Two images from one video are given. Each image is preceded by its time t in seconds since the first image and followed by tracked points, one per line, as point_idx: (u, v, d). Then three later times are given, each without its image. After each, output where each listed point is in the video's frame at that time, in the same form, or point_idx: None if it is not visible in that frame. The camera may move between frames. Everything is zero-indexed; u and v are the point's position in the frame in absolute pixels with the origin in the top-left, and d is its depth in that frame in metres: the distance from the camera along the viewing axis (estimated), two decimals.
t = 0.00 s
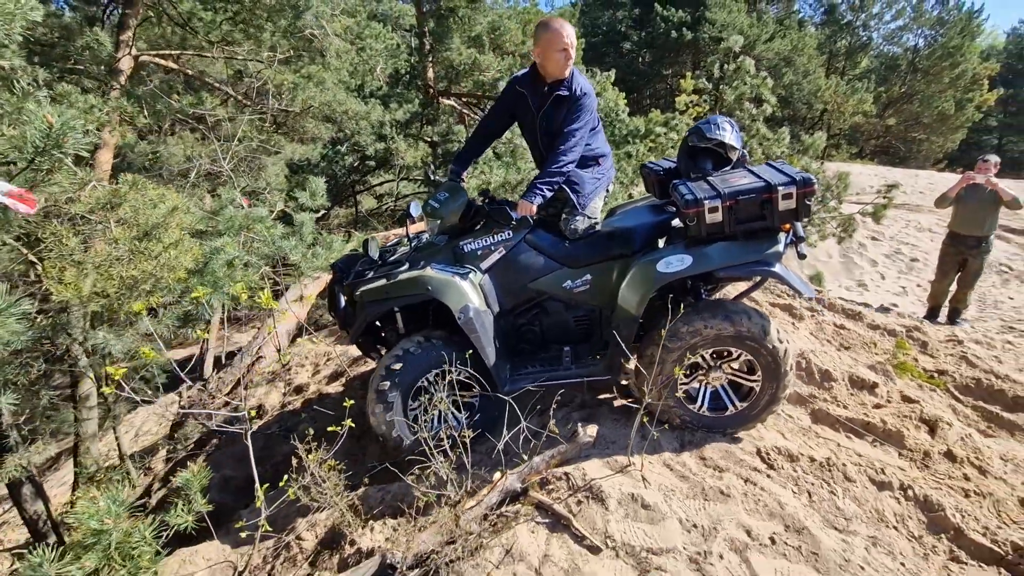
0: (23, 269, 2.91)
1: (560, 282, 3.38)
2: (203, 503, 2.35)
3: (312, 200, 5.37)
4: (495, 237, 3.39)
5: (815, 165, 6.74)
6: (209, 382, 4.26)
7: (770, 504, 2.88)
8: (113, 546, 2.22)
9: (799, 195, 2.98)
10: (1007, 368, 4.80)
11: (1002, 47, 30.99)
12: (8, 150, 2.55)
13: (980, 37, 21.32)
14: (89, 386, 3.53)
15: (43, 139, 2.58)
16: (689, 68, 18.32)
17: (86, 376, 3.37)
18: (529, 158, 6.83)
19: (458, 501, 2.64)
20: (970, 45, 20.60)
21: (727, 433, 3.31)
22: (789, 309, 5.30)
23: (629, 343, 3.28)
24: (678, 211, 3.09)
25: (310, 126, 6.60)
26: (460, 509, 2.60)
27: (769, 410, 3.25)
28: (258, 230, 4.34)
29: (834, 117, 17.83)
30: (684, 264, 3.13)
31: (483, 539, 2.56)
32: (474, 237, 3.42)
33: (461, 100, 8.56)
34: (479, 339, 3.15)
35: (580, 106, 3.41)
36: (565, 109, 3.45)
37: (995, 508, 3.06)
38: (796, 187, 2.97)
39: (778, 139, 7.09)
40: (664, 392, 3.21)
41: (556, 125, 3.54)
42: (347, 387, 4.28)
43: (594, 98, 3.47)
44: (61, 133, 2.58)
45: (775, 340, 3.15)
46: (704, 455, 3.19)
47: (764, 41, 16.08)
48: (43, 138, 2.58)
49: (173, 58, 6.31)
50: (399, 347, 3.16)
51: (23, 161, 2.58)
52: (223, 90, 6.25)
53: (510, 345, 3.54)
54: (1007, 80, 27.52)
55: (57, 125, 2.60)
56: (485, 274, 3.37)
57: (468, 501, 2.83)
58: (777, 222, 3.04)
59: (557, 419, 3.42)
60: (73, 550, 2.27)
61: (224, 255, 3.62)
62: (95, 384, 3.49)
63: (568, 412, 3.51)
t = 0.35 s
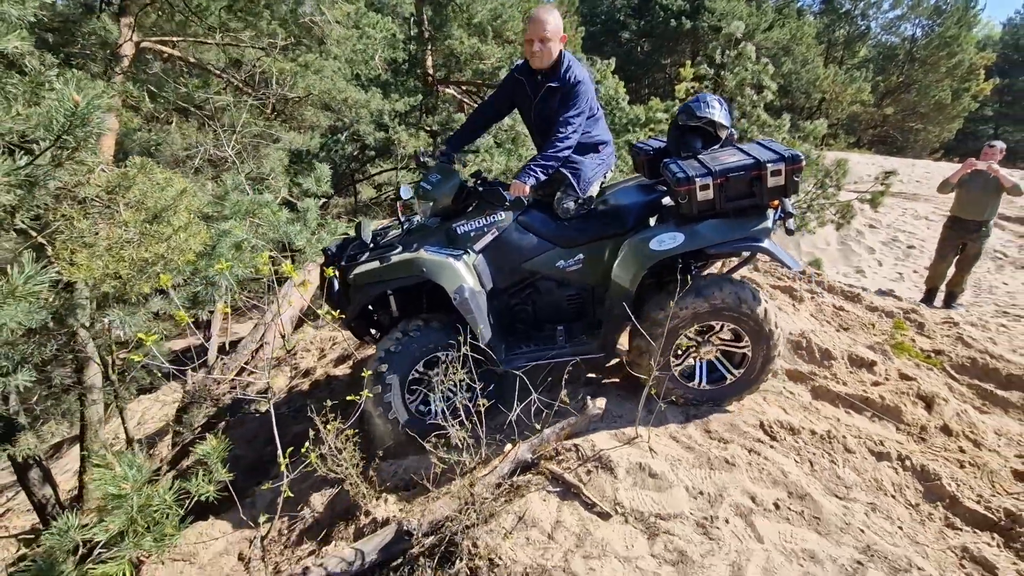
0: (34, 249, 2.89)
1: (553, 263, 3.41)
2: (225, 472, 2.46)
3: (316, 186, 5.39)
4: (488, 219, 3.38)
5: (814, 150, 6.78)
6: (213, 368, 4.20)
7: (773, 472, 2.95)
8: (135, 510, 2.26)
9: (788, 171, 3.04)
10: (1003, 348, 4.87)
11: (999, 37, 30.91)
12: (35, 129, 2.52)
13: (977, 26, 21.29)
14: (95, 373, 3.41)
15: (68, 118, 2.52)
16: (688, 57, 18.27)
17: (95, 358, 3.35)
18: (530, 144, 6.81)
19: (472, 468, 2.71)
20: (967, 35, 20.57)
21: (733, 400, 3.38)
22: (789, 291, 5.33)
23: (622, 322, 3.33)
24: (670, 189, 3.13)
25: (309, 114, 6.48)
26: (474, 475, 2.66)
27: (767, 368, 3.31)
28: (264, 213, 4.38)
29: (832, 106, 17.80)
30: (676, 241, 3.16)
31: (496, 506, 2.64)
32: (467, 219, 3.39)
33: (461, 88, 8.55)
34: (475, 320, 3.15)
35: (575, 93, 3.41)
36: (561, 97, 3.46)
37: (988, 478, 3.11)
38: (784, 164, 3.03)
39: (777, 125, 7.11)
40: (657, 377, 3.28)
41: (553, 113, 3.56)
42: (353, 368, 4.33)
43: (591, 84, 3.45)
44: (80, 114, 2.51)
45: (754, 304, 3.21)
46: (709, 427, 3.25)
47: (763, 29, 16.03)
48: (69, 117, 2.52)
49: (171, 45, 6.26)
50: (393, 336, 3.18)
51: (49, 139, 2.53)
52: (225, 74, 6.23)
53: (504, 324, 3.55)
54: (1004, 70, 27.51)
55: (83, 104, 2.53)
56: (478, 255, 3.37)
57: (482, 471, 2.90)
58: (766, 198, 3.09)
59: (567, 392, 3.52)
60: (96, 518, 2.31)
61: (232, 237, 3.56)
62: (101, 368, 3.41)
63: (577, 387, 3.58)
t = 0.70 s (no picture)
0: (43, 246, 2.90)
1: (539, 260, 3.42)
2: (237, 464, 2.50)
3: (320, 183, 5.42)
4: (473, 218, 3.42)
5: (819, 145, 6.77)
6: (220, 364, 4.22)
7: (775, 466, 2.98)
8: (153, 502, 2.30)
9: (768, 162, 3.06)
10: (1006, 344, 4.88)
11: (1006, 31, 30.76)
12: (50, 131, 2.53)
13: (984, 20, 21.16)
14: (103, 368, 3.46)
15: (84, 119, 2.53)
16: (691, 51, 18.27)
17: (105, 352, 3.40)
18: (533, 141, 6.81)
19: (478, 461, 2.74)
20: (974, 28, 20.45)
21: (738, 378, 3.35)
22: (791, 287, 5.35)
23: (610, 314, 3.36)
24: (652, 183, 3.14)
25: (311, 110, 6.41)
26: (481, 468, 2.70)
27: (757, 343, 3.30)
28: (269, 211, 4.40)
29: (836, 100, 17.76)
30: (660, 235, 3.18)
31: (502, 499, 2.68)
32: (452, 219, 3.43)
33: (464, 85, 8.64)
34: (463, 319, 3.17)
35: (547, 95, 3.42)
36: (534, 101, 3.49)
37: (989, 472, 3.14)
38: (764, 154, 3.05)
39: (781, 120, 7.11)
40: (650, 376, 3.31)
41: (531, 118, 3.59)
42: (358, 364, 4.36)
43: (562, 83, 3.45)
44: (96, 115, 2.53)
45: (724, 288, 3.22)
46: (711, 422, 3.28)
47: (767, 24, 15.97)
48: (84, 118, 2.53)
49: (172, 40, 6.25)
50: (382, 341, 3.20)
51: (65, 140, 2.53)
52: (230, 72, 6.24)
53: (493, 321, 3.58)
54: (1011, 65, 27.40)
55: (99, 105, 2.54)
56: (465, 254, 3.40)
57: (488, 462, 2.94)
58: (748, 188, 3.12)
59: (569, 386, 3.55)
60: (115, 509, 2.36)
61: (237, 233, 3.58)
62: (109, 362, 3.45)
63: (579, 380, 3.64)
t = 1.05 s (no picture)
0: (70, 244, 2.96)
1: (538, 263, 3.42)
2: (256, 458, 2.53)
3: (338, 182, 5.48)
4: (471, 221, 3.40)
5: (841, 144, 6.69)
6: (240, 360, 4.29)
7: (791, 469, 2.96)
8: (177, 493, 2.33)
9: (764, 158, 3.10)
10: None
11: None
12: (76, 129, 2.58)
13: (1013, 15, 20.70)
14: (126, 361, 3.49)
15: (111, 120, 2.56)
16: (709, 48, 18.15)
17: (128, 347, 3.47)
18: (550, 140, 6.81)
19: (492, 458, 2.74)
20: (1004, 24, 20.01)
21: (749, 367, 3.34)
22: (810, 288, 5.29)
23: (610, 315, 3.36)
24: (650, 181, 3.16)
25: (329, 110, 6.43)
26: (495, 466, 2.71)
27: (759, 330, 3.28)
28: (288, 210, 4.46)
29: (858, 98, 17.52)
30: (659, 233, 3.21)
31: (517, 497, 2.70)
32: (450, 222, 3.41)
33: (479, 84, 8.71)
34: (462, 322, 3.17)
35: (539, 96, 3.39)
36: (526, 103, 3.46)
37: (1013, 479, 3.09)
38: (759, 151, 3.10)
39: (801, 119, 7.03)
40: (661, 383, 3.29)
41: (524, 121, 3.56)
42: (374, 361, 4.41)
43: (553, 83, 3.43)
44: (120, 117, 2.56)
45: (710, 284, 3.20)
46: (727, 423, 3.27)
47: (789, 20, 15.64)
48: (111, 119, 2.56)
49: (191, 40, 6.31)
50: (385, 347, 3.22)
51: (93, 141, 2.56)
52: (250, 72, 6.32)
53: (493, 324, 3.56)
54: None
55: (126, 106, 2.57)
56: (464, 258, 3.38)
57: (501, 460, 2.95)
58: (744, 185, 3.16)
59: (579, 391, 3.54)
60: (141, 497, 2.39)
61: (257, 232, 3.64)
62: (132, 357, 3.52)
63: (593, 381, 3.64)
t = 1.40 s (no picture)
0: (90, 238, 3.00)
1: (512, 267, 3.38)
2: (270, 449, 2.55)
3: (353, 177, 5.51)
4: (443, 229, 3.40)
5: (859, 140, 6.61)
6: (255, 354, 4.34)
7: (806, 468, 2.94)
8: (191, 481, 2.36)
9: (724, 148, 3.09)
10: None
11: None
12: (99, 125, 2.61)
13: None
14: (145, 353, 3.54)
15: (131, 113, 2.57)
16: (725, 43, 18.00)
17: (145, 340, 3.51)
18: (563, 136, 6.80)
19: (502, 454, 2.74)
20: None
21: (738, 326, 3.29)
22: (827, 286, 5.23)
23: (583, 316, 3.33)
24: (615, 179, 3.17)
25: (345, 107, 6.47)
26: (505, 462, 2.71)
27: (717, 292, 3.22)
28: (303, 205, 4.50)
29: (878, 93, 17.29)
30: (625, 228, 3.16)
31: (528, 492, 2.70)
32: (421, 232, 3.43)
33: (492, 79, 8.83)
34: (437, 331, 3.16)
35: (515, 108, 3.47)
36: (504, 116, 3.54)
37: None
38: (718, 140, 3.09)
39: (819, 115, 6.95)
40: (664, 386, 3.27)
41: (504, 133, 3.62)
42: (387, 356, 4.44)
43: (529, 96, 3.50)
44: (139, 111, 2.57)
45: (633, 291, 3.17)
46: (740, 422, 3.25)
47: (807, 14, 15.63)
48: (131, 112, 2.56)
49: (207, 38, 6.37)
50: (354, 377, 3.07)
51: (113, 134, 2.57)
52: (266, 68, 6.37)
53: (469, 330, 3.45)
54: None
55: (145, 100, 2.57)
56: (436, 266, 3.37)
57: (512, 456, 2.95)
58: (707, 176, 3.14)
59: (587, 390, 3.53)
60: (158, 486, 2.42)
61: (271, 228, 3.67)
62: (150, 351, 3.57)
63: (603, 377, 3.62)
